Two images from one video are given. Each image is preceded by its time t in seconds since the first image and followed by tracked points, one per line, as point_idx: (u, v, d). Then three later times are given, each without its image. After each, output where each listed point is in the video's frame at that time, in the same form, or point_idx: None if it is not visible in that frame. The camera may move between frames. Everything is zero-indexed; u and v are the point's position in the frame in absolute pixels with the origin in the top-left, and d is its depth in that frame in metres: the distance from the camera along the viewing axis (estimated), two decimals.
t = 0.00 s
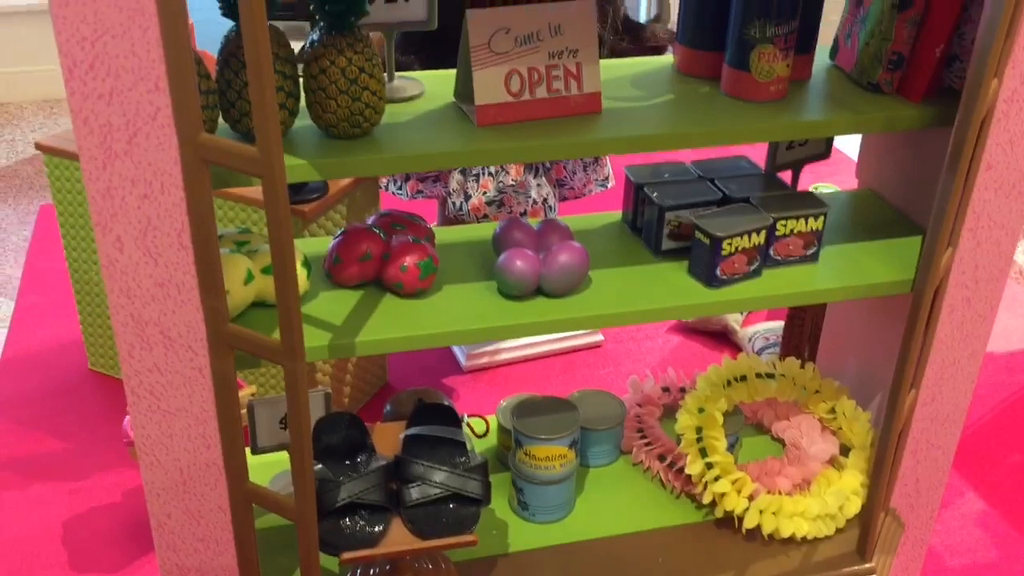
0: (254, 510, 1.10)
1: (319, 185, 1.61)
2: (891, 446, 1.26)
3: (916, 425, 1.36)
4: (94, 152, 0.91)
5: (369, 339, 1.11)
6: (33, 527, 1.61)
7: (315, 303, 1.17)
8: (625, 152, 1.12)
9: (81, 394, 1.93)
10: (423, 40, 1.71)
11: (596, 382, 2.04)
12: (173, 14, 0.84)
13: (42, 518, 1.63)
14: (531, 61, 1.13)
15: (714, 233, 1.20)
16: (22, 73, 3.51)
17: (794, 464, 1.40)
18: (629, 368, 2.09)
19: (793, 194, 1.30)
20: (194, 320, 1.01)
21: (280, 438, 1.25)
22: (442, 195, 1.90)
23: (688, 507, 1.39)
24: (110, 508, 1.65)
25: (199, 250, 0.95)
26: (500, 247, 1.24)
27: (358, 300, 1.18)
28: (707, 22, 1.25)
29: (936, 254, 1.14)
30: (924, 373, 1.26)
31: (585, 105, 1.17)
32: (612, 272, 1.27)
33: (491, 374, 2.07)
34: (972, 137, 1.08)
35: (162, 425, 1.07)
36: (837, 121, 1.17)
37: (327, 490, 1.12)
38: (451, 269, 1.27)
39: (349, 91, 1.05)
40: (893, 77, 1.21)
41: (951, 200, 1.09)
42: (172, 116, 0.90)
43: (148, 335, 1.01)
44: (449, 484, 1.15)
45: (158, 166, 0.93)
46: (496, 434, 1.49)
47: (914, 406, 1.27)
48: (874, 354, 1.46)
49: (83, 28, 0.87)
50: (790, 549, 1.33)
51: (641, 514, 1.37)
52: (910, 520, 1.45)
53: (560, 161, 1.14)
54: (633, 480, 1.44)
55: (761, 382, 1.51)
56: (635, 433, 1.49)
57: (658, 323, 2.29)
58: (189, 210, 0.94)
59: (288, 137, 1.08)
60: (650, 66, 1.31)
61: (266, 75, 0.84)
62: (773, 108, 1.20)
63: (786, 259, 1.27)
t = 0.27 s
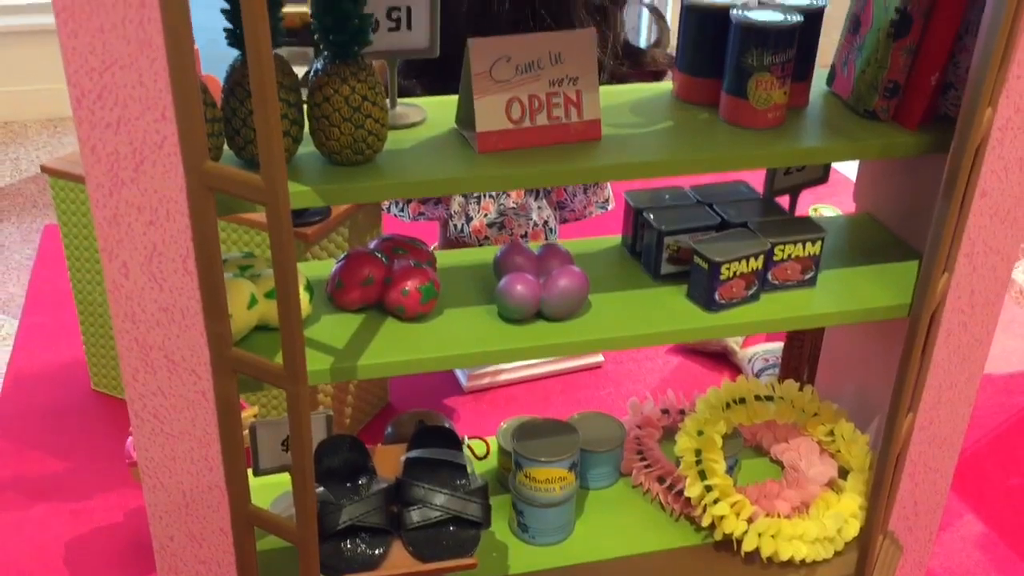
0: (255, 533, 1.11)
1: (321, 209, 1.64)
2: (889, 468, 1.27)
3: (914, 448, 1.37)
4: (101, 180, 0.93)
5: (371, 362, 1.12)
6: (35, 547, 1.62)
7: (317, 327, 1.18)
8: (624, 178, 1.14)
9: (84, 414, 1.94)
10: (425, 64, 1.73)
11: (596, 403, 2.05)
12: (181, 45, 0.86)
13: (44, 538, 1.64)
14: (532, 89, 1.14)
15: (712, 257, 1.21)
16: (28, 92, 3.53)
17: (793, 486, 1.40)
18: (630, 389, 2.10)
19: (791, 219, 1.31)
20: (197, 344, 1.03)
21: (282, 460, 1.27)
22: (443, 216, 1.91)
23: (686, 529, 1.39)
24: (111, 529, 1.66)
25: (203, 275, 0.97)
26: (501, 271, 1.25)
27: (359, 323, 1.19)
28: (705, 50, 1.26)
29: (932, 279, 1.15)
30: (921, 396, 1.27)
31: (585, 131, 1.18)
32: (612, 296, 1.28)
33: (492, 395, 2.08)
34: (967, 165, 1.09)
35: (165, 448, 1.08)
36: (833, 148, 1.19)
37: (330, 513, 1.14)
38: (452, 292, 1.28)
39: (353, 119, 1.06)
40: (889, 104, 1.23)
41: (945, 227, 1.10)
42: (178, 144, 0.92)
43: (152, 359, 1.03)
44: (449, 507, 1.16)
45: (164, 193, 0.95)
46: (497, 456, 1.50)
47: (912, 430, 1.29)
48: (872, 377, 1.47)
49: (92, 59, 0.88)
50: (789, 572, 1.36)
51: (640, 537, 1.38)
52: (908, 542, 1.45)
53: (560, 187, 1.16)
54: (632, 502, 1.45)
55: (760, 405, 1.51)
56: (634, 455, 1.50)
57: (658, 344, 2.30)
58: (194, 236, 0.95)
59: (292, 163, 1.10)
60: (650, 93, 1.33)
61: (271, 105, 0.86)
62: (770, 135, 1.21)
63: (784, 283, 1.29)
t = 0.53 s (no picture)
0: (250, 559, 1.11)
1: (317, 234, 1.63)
2: (882, 491, 1.28)
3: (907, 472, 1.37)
4: (98, 210, 0.95)
5: (366, 388, 1.13)
6: (32, 571, 1.62)
7: (312, 353, 1.19)
8: (617, 205, 1.15)
9: (82, 437, 1.95)
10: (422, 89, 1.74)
11: (593, 425, 2.05)
12: (177, 78, 0.87)
13: (42, 562, 1.64)
14: (526, 117, 1.16)
15: (705, 283, 1.22)
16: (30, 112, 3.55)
17: (788, 510, 1.40)
18: (627, 410, 2.10)
19: (783, 245, 1.32)
20: (193, 371, 1.04)
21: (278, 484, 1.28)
22: (440, 239, 1.90)
23: (681, 553, 1.40)
24: (109, 552, 1.66)
25: (199, 304, 0.98)
26: (496, 296, 1.26)
27: (355, 348, 1.20)
28: (697, 77, 1.28)
29: (922, 305, 1.16)
30: (914, 420, 1.28)
31: (578, 159, 1.19)
32: (605, 321, 1.29)
33: (490, 417, 2.08)
34: (955, 193, 1.10)
35: (161, 474, 1.09)
36: (825, 174, 1.21)
37: (324, 538, 1.14)
38: (448, 317, 1.29)
39: (348, 148, 1.08)
40: (880, 131, 1.25)
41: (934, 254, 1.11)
42: (174, 175, 0.93)
43: (148, 386, 1.04)
44: (443, 532, 1.18)
45: (160, 223, 0.96)
46: (492, 479, 1.50)
47: (905, 453, 1.30)
48: (866, 401, 1.48)
49: (91, 92, 0.90)
50: None
51: (635, 560, 1.39)
52: (903, 565, 1.45)
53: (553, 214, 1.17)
54: (627, 526, 1.45)
55: (755, 429, 1.50)
56: (630, 478, 1.50)
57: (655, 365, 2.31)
58: (190, 265, 0.97)
59: (288, 191, 1.11)
60: (643, 119, 1.34)
61: (266, 137, 0.87)
62: (762, 162, 1.23)
63: (777, 308, 1.30)
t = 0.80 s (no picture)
0: None
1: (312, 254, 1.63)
2: (874, 513, 1.27)
3: (900, 493, 1.37)
4: (88, 237, 0.95)
5: (356, 412, 1.14)
6: None
7: (303, 376, 1.20)
8: (607, 229, 1.16)
9: (78, 459, 1.95)
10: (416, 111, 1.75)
11: (589, 445, 2.05)
12: (166, 107, 0.88)
13: None
14: (515, 142, 1.17)
15: (694, 305, 1.23)
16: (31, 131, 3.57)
17: (781, 532, 1.41)
18: (622, 430, 2.10)
19: (773, 266, 1.33)
20: (183, 396, 1.04)
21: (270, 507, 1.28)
22: (436, 260, 1.93)
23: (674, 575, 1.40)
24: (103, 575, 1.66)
25: (189, 329, 0.98)
26: (486, 319, 1.27)
27: (346, 372, 1.21)
28: (687, 101, 1.29)
29: (912, 327, 1.16)
30: (905, 442, 1.28)
31: (568, 183, 1.20)
32: (597, 344, 1.30)
33: (485, 437, 2.08)
34: (942, 216, 1.10)
35: (152, 499, 1.10)
36: (812, 198, 1.21)
37: (313, 563, 1.14)
38: (439, 340, 1.29)
39: (337, 174, 1.08)
40: (868, 154, 1.25)
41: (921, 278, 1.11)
42: (164, 202, 0.94)
43: (138, 412, 1.04)
44: (433, 556, 1.18)
45: (150, 249, 0.97)
46: (485, 501, 1.50)
47: (896, 475, 1.30)
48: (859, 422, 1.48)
49: (81, 120, 0.91)
50: None
51: None
52: None
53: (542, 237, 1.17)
54: (620, 549, 1.45)
55: (748, 449, 1.51)
56: (623, 500, 1.50)
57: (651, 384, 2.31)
58: (180, 291, 0.97)
59: (279, 217, 1.12)
60: (633, 143, 1.35)
61: (254, 164, 0.88)
62: (750, 186, 1.23)
63: (767, 330, 1.30)
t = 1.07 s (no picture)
0: None
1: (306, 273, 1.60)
2: (868, 537, 1.27)
3: (895, 516, 1.37)
4: (80, 265, 0.96)
5: (349, 437, 1.14)
6: None
7: (296, 401, 1.20)
8: (599, 254, 1.16)
9: (75, 480, 1.95)
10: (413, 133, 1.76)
11: (586, 465, 2.05)
12: (158, 137, 0.89)
13: None
14: (507, 167, 1.17)
15: (687, 329, 1.23)
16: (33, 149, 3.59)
17: (776, 555, 1.41)
18: (620, 450, 2.10)
19: (766, 289, 1.33)
20: (175, 422, 1.05)
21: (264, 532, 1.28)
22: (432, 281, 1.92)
23: None
24: None
25: (180, 356, 0.99)
26: (479, 343, 1.27)
27: (339, 397, 1.21)
28: (679, 125, 1.29)
29: (903, 351, 1.17)
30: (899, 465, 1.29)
31: (561, 207, 1.21)
32: (590, 367, 1.30)
33: (483, 457, 2.07)
34: (932, 241, 1.11)
35: (144, 524, 1.10)
36: (803, 222, 1.22)
37: None
38: (432, 364, 1.30)
39: (329, 200, 1.09)
40: (859, 179, 1.26)
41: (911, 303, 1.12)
42: (155, 230, 0.95)
43: (131, 438, 1.05)
44: None
45: (142, 277, 0.98)
46: (480, 524, 1.50)
47: (891, 498, 1.30)
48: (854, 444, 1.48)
49: (73, 149, 0.91)
50: None
51: None
52: None
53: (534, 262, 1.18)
54: (616, 571, 1.45)
55: (744, 472, 1.50)
56: (618, 522, 1.50)
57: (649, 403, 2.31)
58: (172, 319, 0.98)
59: (271, 243, 1.13)
60: (626, 167, 1.35)
61: (245, 194, 0.88)
62: (742, 210, 1.24)
63: (760, 353, 1.30)
